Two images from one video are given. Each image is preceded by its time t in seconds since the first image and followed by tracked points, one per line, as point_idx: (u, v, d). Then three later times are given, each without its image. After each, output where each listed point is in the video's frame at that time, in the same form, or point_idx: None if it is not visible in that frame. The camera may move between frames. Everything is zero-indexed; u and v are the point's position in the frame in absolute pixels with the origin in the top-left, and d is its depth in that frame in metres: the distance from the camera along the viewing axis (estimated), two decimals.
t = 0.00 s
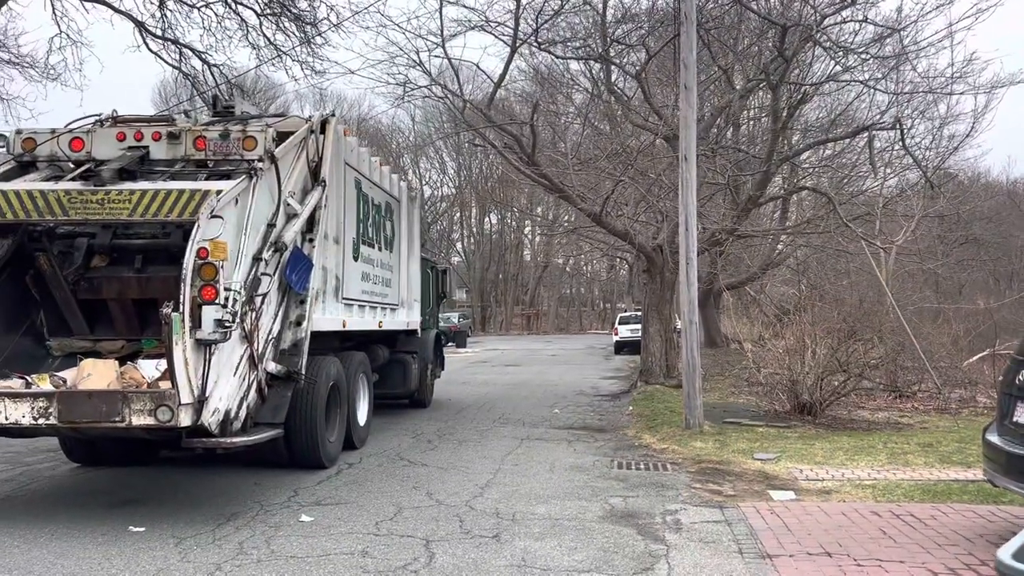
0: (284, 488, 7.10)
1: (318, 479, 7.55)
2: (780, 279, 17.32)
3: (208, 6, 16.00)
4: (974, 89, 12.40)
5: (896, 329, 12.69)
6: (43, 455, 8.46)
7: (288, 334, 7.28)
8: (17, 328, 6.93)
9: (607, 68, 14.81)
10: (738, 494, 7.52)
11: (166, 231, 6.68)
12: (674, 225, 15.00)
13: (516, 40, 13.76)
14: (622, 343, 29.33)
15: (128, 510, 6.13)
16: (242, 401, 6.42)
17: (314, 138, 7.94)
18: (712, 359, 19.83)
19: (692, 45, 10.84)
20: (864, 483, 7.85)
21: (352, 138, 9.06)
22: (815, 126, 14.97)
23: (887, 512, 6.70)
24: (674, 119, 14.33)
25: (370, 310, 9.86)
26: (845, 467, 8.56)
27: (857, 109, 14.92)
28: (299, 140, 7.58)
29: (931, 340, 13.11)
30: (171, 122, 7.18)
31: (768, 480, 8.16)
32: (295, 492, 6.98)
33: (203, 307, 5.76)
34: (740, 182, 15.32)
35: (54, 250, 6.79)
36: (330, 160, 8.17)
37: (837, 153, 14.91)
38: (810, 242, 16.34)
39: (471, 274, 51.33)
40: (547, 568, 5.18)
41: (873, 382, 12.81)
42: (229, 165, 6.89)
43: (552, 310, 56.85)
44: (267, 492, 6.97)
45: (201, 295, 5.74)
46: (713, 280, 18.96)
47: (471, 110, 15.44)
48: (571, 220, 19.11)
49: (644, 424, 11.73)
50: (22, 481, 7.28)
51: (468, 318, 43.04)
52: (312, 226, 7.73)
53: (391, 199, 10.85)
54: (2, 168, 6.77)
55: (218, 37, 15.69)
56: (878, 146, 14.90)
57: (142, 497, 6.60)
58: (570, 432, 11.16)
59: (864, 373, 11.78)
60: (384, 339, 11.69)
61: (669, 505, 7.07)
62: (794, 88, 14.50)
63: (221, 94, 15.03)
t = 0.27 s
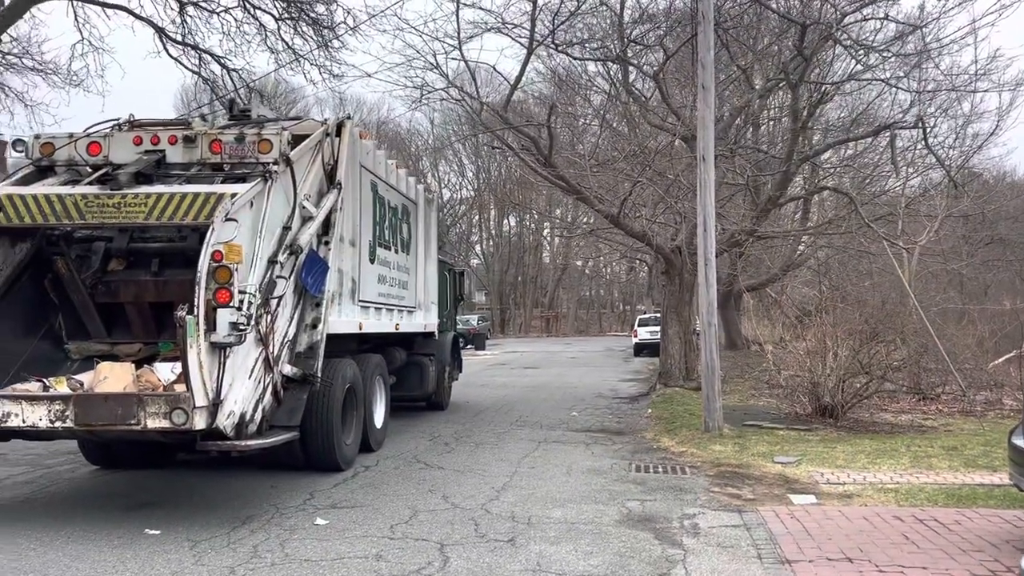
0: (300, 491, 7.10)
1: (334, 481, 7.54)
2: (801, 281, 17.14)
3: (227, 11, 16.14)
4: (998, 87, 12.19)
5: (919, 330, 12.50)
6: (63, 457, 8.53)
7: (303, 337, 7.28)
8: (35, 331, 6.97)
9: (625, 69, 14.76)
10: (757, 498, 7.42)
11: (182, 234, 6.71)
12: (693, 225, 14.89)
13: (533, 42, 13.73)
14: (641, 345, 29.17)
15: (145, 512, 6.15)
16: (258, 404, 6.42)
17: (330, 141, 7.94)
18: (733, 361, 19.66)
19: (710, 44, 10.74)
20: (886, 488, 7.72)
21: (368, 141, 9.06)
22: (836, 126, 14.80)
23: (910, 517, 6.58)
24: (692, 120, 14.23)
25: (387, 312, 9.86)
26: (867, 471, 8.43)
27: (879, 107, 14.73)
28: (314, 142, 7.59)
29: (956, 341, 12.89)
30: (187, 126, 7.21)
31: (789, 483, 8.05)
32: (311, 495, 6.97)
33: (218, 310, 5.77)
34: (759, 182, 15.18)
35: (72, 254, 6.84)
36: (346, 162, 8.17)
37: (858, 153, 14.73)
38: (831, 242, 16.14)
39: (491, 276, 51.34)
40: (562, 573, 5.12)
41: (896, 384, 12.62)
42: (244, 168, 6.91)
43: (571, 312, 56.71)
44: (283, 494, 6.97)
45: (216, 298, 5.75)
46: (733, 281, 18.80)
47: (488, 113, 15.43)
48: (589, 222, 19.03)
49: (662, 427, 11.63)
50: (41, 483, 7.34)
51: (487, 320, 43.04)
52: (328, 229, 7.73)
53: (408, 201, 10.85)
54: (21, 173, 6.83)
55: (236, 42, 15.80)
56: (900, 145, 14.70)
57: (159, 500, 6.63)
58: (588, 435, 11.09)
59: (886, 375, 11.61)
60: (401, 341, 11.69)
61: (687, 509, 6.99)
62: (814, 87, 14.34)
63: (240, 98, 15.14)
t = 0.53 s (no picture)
0: (325, 496, 7.09)
1: (359, 486, 7.52)
2: (830, 283, 16.89)
3: (254, 17, 16.28)
4: None
5: (953, 333, 12.25)
6: (92, 460, 8.60)
7: (328, 341, 7.27)
8: (64, 337, 7.02)
9: (651, 71, 14.64)
10: (786, 505, 7.29)
11: (207, 239, 6.76)
12: (720, 227, 14.73)
13: (557, 44, 13.68)
14: (668, 348, 28.96)
15: (171, 516, 6.17)
16: (282, 408, 6.42)
17: (354, 145, 7.94)
18: (761, 364, 19.42)
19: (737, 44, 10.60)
20: (920, 495, 7.54)
21: (392, 145, 9.05)
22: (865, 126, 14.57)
23: (945, 525, 6.41)
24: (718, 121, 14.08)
25: (411, 316, 9.84)
26: (901, 477, 8.25)
27: (910, 107, 14.48)
28: (338, 147, 7.59)
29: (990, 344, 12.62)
30: (212, 131, 7.24)
31: (819, 490, 7.90)
32: (336, 500, 6.95)
33: (242, 314, 5.77)
34: (787, 184, 15.00)
35: (99, 260, 6.90)
36: (370, 166, 8.16)
37: (888, 153, 14.48)
38: (861, 244, 15.89)
39: (516, 279, 51.30)
40: None
41: (928, 388, 12.37)
42: (268, 173, 6.92)
43: (597, 315, 56.49)
44: (308, 499, 6.96)
45: (240, 302, 5.76)
46: (761, 284, 18.59)
47: (513, 116, 15.39)
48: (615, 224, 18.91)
49: (690, 432, 11.50)
50: (70, 486, 7.40)
51: (513, 323, 43.02)
52: (352, 233, 7.73)
53: (433, 205, 10.84)
54: (50, 179, 6.90)
55: (263, 48, 15.94)
56: (932, 145, 14.43)
57: (185, 504, 6.64)
58: (614, 440, 10.98)
59: (919, 379, 11.37)
60: (426, 345, 11.68)
61: (715, 516, 6.87)
62: (843, 87, 14.13)
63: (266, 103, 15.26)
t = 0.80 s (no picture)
0: (353, 497, 7.02)
1: (388, 487, 7.45)
2: (867, 282, 16.54)
3: (284, 20, 16.37)
4: None
5: (997, 333, 11.88)
6: (124, 460, 8.64)
7: (356, 341, 7.21)
8: (94, 336, 7.03)
9: (682, 68, 14.43)
10: (825, 509, 7.08)
11: (235, 238, 6.74)
12: (753, 226, 14.48)
13: (587, 41, 13.54)
14: (700, 349, 28.64)
15: (199, 517, 6.14)
16: (310, 408, 6.36)
17: (382, 143, 7.88)
18: (796, 366, 19.07)
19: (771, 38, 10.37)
20: (964, 500, 7.28)
21: (421, 144, 8.99)
22: (903, 121, 14.23)
23: (992, 531, 6.17)
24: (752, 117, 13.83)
25: (440, 316, 9.76)
26: (945, 482, 7.98)
27: (950, 101, 14.11)
28: (366, 145, 7.53)
29: None
30: (240, 130, 7.22)
31: (859, 494, 7.66)
32: (364, 501, 6.89)
33: (269, 313, 5.72)
34: (823, 181, 14.70)
35: (128, 260, 6.91)
36: (398, 164, 8.10)
37: (927, 148, 14.12)
38: (899, 242, 15.52)
39: (546, 280, 51.15)
40: None
41: (971, 390, 12.02)
42: (296, 171, 6.88)
43: (628, 316, 56.14)
44: (337, 500, 6.90)
45: (267, 301, 5.70)
46: (796, 284, 18.26)
47: (542, 115, 15.28)
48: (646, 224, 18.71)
49: (724, 434, 11.28)
50: (101, 486, 7.42)
51: (543, 324, 42.89)
52: (380, 232, 7.66)
53: (461, 205, 10.77)
54: (80, 180, 6.92)
55: (293, 50, 16.00)
56: (973, 140, 14.05)
57: (214, 504, 6.62)
58: (646, 442, 10.81)
59: (962, 380, 11.05)
60: (455, 345, 11.60)
61: (750, 520, 6.69)
62: (880, 82, 13.82)
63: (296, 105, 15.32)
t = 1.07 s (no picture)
0: (385, 503, 6.88)
1: (420, 493, 7.30)
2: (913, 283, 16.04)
3: (317, 22, 16.37)
4: None
5: None
6: (156, 464, 8.60)
7: (388, 343, 7.07)
8: (126, 339, 6.96)
9: (719, 65, 14.13)
10: (874, 520, 6.77)
11: (265, 239, 6.64)
12: (795, 226, 14.11)
13: (622, 39, 13.31)
14: (738, 353, 28.15)
15: (228, 523, 6.05)
16: (341, 412, 6.22)
17: (413, 143, 7.74)
18: (838, 369, 18.59)
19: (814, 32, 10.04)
20: None
21: (453, 143, 8.84)
22: (951, 117, 13.76)
23: None
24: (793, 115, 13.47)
25: (473, 319, 9.60)
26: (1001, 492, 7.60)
27: (1000, 96, 13.61)
28: (397, 145, 7.39)
29: None
30: (270, 130, 7.13)
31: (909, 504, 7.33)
32: (396, 507, 6.74)
33: (298, 315, 5.59)
34: (866, 179, 14.28)
35: (158, 262, 6.86)
36: (430, 164, 7.95)
37: (976, 145, 13.64)
38: (946, 242, 15.03)
39: (581, 283, 50.82)
40: None
41: None
42: (326, 171, 6.76)
43: (664, 319, 55.58)
44: (368, 506, 6.76)
45: (296, 303, 5.57)
46: (837, 285, 17.80)
47: (576, 114, 15.07)
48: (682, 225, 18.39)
49: (765, 440, 10.95)
50: (133, 490, 7.37)
51: (578, 327, 42.58)
52: (411, 233, 7.52)
53: (495, 205, 10.61)
54: (111, 182, 6.88)
55: (327, 53, 16.00)
56: None
57: (244, 509, 6.52)
58: (685, 447, 10.54)
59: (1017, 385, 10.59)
60: (488, 348, 11.44)
61: (796, 531, 6.41)
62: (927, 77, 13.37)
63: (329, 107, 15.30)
